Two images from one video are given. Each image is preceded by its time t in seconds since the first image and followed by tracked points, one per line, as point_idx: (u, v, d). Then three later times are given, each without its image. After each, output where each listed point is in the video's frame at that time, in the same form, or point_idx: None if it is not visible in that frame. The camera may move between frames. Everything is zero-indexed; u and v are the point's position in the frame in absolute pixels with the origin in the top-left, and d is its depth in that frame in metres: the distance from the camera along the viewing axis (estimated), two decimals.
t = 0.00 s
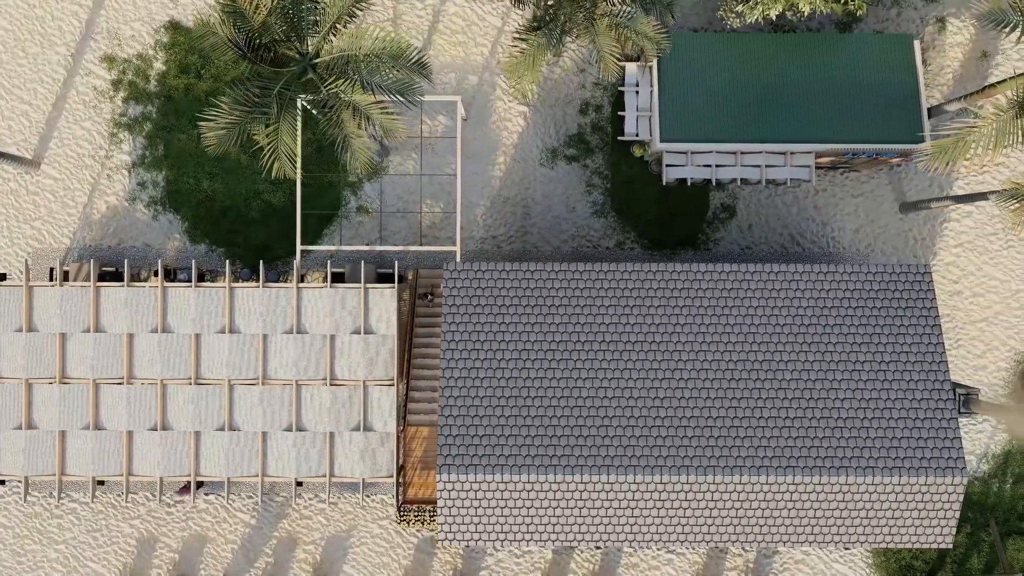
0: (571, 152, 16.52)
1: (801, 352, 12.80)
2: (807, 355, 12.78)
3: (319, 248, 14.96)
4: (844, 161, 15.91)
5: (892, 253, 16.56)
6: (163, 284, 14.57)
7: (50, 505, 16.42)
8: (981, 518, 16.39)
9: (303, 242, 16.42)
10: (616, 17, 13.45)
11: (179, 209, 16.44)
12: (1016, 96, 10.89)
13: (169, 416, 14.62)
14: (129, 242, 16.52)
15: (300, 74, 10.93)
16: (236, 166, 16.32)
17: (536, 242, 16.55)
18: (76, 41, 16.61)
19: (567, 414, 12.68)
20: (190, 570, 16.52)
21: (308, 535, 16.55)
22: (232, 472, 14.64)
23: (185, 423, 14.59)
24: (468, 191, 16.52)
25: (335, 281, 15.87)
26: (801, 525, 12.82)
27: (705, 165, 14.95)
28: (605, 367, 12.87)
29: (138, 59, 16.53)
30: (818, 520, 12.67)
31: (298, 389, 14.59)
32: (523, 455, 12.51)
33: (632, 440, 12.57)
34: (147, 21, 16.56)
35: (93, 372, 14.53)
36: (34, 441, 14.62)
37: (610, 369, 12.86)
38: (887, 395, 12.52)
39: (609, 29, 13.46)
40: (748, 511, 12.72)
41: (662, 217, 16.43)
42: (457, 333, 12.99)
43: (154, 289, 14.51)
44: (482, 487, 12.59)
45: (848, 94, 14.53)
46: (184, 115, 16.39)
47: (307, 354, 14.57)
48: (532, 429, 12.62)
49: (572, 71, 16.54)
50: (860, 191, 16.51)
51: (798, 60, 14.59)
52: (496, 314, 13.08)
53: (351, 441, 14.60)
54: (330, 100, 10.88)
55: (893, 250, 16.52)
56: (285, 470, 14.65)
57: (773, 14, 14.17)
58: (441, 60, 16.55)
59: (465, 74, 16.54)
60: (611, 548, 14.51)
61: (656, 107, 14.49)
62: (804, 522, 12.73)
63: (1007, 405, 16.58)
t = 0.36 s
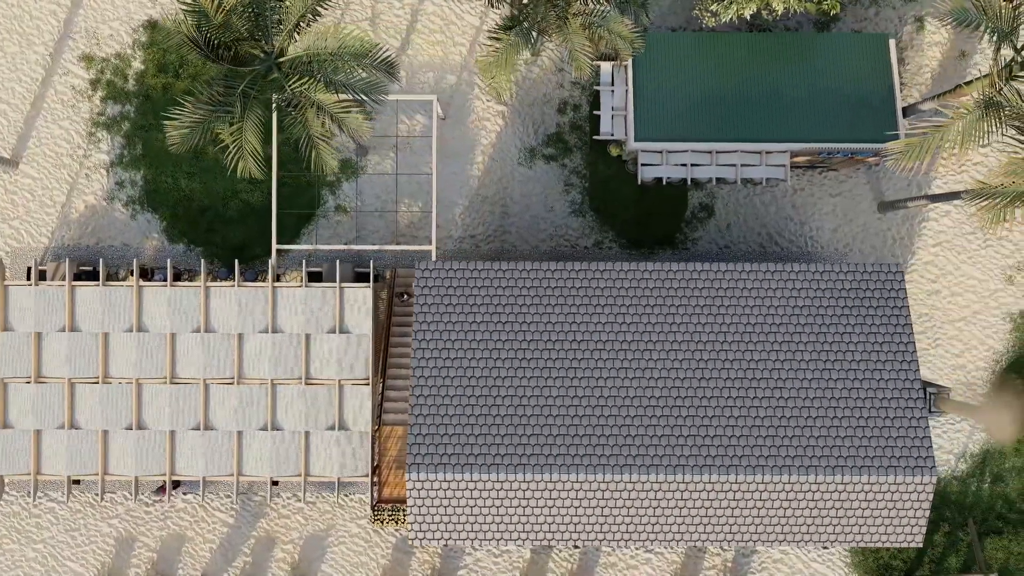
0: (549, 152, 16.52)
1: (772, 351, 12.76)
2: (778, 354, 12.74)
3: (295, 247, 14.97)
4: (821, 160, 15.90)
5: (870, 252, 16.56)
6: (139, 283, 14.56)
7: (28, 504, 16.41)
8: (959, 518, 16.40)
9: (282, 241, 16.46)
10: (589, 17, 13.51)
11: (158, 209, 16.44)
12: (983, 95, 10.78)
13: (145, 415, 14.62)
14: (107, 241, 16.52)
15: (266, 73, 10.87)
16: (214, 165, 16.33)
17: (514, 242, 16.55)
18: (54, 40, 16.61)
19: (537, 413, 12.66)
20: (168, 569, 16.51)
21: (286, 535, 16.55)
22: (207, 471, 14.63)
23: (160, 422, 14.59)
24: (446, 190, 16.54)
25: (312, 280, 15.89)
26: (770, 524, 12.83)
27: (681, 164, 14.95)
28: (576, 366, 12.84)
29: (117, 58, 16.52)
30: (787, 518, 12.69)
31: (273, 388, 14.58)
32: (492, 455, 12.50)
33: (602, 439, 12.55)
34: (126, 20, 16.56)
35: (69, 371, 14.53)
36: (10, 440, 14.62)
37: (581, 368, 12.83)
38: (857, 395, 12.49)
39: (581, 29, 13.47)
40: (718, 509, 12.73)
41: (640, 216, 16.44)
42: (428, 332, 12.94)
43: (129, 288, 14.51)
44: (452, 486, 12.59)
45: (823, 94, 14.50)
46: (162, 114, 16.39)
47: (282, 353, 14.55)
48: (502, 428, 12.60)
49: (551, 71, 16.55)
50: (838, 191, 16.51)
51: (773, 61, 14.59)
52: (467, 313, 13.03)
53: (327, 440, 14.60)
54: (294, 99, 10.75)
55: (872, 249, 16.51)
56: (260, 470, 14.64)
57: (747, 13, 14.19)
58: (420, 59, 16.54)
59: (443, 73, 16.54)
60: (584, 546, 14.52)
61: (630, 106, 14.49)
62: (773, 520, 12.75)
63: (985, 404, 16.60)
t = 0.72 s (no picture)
0: (527, 151, 16.52)
1: (742, 350, 12.75)
2: (748, 354, 12.73)
3: (270, 247, 14.97)
4: (797, 160, 15.90)
5: (848, 251, 16.55)
6: (114, 282, 14.58)
7: (6, 503, 16.40)
8: (937, 517, 16.41)
9: (261, 240, 16.45)
10: (561, 16, 13.53)
11: (135, 208, 16.44)
12: (949, 94, 10.74)
13: (120, 414, 14.62)
14: (85, 240, 16.52)
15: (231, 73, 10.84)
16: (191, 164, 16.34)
17: (492, 241, 16.55)
18: (33, 39, 16.61)
19: (507, 412, 12.66)
20: (146, 569, 16.51)
21: (264, 534, 16.55)
22: (182, 470, 14.62)
23: (135, 421, 14.60)
24: (424, 190, 16.55)
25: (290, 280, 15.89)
26: (740, 523, 12.82)
27: (655, 164, 14.96)
28: (547, 365, 12.83)
29: (95, 57, 16.52)
30: (757, 517, 12.69)
31: (248, 387, 14.59)
32: (461, 454, 12.50)
33: (571, 437, 12.55)
34: (104, 20, 16.57)
35: (44, 370, 14.53)
36: None
37: (551, 367, 12.83)
38: (826, 395, 12.48)
39: (553, 28, 13.40)
40: (687, 508, 12.72)
41: (617, 215, 16.43)
42: (399, 331, 12.93)
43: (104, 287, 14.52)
44: (421, 485, 12.59)
45: (799, 93, 14.48)
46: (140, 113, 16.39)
47: (257, 352, 14.55)
48: (472, 427, 12.60)
49: (529, 70, 16.55)
50: (816, 190, 16.50)
51: (748, 60, 14.57)
52: (439, 312, 13.03)
53: (301, 439, 14.60)
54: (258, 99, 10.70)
55: (850, 248, 16.51)
56: (235, 469, 14.64)
57: (721, 13, 14.19)
58: (398, 59, 16.54)
59: (421, 73, 16.54)
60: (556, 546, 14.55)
61: (604, 105, 14.49)
62: (742, 519, 12.74)
63: (962, 404, 16.61)
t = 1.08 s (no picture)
0: (505, 150, 16.51)
1: (713, 350, 12.75)
2: (718, 353, 12.74)
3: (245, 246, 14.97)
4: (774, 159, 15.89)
5: (826, 250, 16.54)
6: (89, 282, 14.57)
7: None
8: (915, 516, 16.42)
9: (238, 238, 16.43)
10: (534, 15, 13.52)
11: (113, 207, 16.44)
12: (914, 94, 10.69)
13: (94, 414, 14.60)
14: (63, 240, 16.52)
15: (195, 72, 10.76)
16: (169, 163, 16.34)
17: (470, 240, 16.55)
18: (10, 39, 16.60)
19: (476, 411, 12.65)
20: (123, 568, 16.49)
21: (242, 533, 16.55)
22: (157, 470, 14.60)
23: (109, 421, 14.57)
24: (402, 189, 16.55)
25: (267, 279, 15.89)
26: (709, 522, 12.83)
27: (630, 163, 14.98)
28: (517, 365, 12.84)
29: (72, 57, 16.52)
30: (726, 516, 12.69)
31: (223, 386, 14.57)
32: (430, 453, 12.49)
33: (540, 437, 12.55)
34: (82, 19, 16.57)
35: (18, 370, 14.50)
36: None
37: (521, 367, 12.83)
38: (796, 394, 12.50)
39: (524, 28, 13.47)
40: (656, 507, 12.73)
41: (595, 214, 16.44)
42: (369, 330, 12.93)
43: (78, 286, 14.50)
44: (390, 484, 12.60)
45: (773, 93, 14.46)
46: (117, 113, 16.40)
47: (231, 351, 14.55)
48: (441, 426, 12.59)
49: (507, 69, 16.55)
50: (794, 190, 16.50)
51: (722, 59, 14.59)
52: (410, 311, 13.04)
53: (276, 438, 14.59)
54: (223, 97, 10.71)
55: (828, 247, 16.50)
56: (210, 468, 14.61)
57: (695, 12, 14.20)
58: (375, 58, 16.54)
59: (399, 72, 16.54)
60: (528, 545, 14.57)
61: (578, 105, 14.51)
62: (711, 519, 12.75)
63: (940, 403, 16.61)
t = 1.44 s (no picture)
0: (483, 149, 16.51)
1: (683, 350, 12.75)
2: (688, 353, 12.75)
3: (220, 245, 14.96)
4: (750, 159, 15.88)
5: (804, 249, 16.53)
6: (64, 281, 14.56)
7: None
8: (892, 516, 16.42)
9: (216, 237, 16.41)
10: (507, 14, 13.51)
11: (91, 206, 16.44)
12: (880, 93, 10.66)
13: (69, 413, 14.59)
14: (41, 239, 16.52)
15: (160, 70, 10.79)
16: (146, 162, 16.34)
17: (448, 239, 16.56)
18: None
19: (446, 411, 12.63)
20: (101, 567, 16.50)
21: (219, 532, 16.54)
22: (131, 469, 14.58)
23: (84, 420, 14.56)
24: (380, 188, 16.54)
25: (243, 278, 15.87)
26: (679, 521, 12.84)
27: (605, 162, 14.97)
28: (487, 365, 12.81)
29: (50, 56, 16.52)
30: (696, 515, 12.70)
31: (197, 385, 14.56)
32: (399, 452, 12.49)
33: (510, 437, 12.54)
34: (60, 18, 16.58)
35: None
36: None
37: (491, 367, 12.81)
38: (766, 393, 12.49)
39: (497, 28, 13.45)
40: (626, 506, 12.73)
41: (573, 213, 16.43)
42: (339, 330, 12.90)
43: (53, 285, 14.50)
44: (359, 483, 12.59)
45: (747, 93, 14.45)
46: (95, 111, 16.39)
47: (206, 350, 14.54)
48: (410, 426, 12.58)
49: (484, 68, 16.54)
50: (771, 189, 16.49)
51: (697, 59, 14.58)
52: (380, 311, 13.02)
53: (251, 437, 14.58)
54: (187, 96, 10.75)
55: (805, 246, 16.50)
56: (184, 467, 14.60)
57: (671, 12, 14.20)
58: (353, 57, 16.55)
59: (377, 72, 16.54)
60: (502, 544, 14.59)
61: (552, 104, 14.50)
62: (681, 518, 12.76)
63: (918, 403, 16.58)
